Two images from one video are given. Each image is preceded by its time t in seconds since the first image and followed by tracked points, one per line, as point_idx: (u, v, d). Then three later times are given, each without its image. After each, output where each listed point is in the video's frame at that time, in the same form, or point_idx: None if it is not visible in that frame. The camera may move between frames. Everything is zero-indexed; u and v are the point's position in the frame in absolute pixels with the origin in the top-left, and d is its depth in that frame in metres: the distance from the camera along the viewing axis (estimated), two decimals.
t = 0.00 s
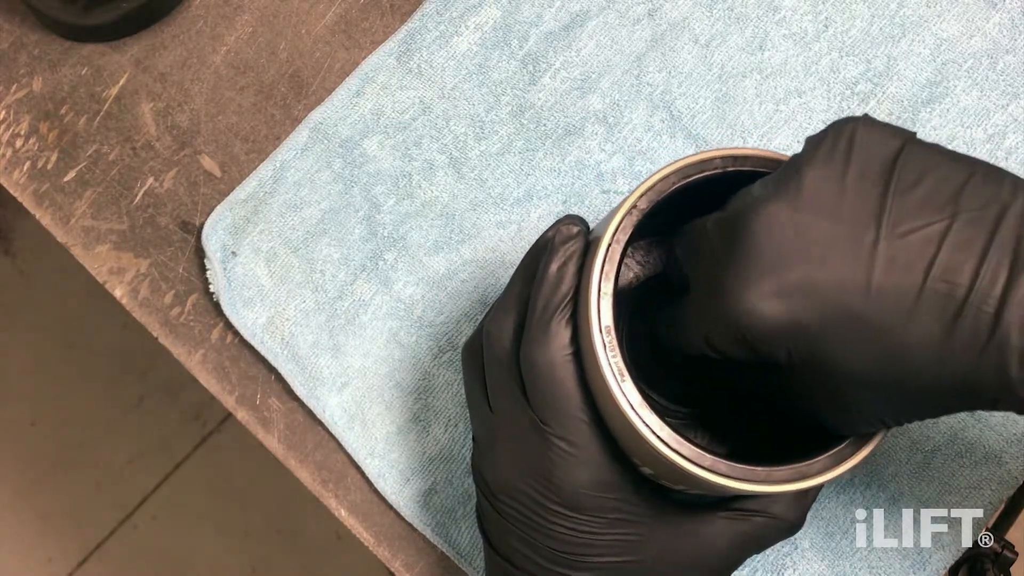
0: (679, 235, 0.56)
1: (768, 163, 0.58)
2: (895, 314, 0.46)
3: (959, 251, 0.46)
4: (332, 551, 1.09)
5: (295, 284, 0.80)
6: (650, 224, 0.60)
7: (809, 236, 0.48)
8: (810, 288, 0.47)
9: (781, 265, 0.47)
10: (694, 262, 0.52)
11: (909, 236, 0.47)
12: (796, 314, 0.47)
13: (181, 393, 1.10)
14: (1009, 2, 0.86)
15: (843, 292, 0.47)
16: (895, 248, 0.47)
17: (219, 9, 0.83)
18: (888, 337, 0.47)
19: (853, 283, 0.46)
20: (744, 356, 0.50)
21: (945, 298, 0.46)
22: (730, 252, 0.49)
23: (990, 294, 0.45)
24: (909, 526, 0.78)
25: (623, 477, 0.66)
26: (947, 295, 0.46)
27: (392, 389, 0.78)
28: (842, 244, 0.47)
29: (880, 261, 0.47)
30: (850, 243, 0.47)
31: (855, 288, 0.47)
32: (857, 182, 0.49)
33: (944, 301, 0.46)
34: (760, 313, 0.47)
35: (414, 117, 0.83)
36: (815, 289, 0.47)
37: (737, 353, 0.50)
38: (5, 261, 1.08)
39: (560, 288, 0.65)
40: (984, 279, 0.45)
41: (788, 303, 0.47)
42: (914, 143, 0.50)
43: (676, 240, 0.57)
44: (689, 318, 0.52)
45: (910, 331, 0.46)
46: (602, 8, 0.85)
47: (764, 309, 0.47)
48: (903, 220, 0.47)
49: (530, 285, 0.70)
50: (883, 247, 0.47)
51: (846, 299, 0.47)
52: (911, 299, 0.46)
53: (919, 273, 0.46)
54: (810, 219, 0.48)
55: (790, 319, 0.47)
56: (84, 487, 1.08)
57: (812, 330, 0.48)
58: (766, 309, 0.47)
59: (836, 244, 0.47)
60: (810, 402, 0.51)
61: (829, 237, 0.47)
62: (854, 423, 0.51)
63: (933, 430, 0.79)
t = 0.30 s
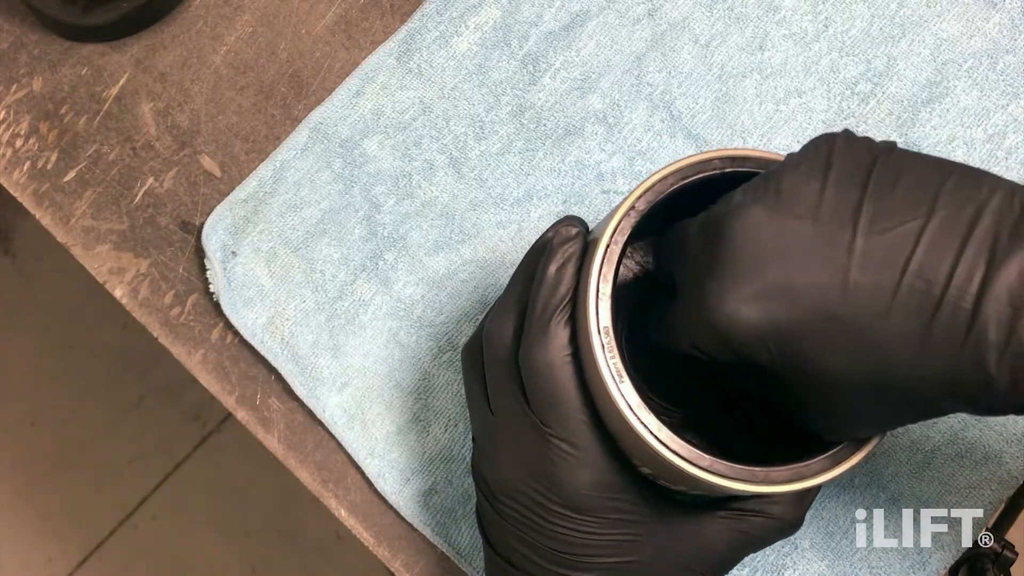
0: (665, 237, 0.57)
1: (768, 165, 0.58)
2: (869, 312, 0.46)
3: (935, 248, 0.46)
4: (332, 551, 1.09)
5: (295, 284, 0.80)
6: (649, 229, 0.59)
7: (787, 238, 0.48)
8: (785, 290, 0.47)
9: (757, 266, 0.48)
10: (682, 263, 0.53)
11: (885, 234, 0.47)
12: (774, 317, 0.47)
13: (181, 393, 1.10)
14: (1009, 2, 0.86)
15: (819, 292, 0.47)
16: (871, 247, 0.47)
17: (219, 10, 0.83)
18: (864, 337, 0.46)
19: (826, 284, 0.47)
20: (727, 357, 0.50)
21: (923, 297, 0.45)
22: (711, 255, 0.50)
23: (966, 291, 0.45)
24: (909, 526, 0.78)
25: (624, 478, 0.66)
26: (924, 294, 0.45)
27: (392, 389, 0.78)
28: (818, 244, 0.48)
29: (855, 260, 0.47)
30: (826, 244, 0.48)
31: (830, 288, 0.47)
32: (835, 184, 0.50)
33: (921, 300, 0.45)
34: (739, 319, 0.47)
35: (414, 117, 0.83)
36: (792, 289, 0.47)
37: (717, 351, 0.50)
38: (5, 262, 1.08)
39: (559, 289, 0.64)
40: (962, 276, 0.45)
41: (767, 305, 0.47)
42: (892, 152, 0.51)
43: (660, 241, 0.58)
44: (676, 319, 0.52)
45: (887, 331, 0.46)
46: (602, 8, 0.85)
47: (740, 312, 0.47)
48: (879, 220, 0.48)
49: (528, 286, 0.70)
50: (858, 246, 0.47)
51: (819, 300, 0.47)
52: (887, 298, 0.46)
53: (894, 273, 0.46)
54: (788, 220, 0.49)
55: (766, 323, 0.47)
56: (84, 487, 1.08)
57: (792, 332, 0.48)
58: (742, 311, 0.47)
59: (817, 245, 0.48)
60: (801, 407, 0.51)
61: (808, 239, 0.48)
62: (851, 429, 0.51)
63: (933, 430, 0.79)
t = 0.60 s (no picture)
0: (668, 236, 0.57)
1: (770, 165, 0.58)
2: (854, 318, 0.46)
3: (923, 257, 0.46)
4: (332, 551, 1.09)
5: (295, 284, 0.80)
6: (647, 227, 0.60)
7: (778, 244, 0.49)
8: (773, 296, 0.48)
9: (747, 274, 0.48)
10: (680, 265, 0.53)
11: (874, 243, 0.47)
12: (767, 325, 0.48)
13: (182, 393, 1.10)
14: (1009, 2, 0.86)
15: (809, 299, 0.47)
16: (860, 255, 0.47)
17: (219, 10, 0.83)
18: (855, 340, 0.46)
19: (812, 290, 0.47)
20: (720, 364, 0.51)
21: (909, 306, 0.46)
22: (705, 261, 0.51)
23: (954, 300, 0.45)
24: (909, 526, 0.78)
25: (624, 477, 0.66)
26: (911, 303, 0.46)
27: (392, 389, 0.78)
28: (811, 251, 0.48)
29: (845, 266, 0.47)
30: (818, 251, 0.48)
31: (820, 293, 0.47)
32: (826, 195, 0.50)
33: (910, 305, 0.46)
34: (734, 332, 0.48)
35: (414, 117, 0.83)
36: (784, 296, 0.48)
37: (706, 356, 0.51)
38: (5, 261, 1.08)
39: (557, 290, 0.65)
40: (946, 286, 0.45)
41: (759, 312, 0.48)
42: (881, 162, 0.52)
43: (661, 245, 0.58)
44: (672, 319, 0.52)
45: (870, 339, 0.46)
46: (602, 8, 0.85)
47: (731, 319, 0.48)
48: (868, 229, 0.48)
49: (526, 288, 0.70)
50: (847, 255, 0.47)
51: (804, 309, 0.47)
52: (875, 307, 0.46)
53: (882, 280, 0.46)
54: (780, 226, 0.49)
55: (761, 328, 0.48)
56: (84, 487, 1.08)
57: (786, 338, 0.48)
58: (734, 320, 0.48)
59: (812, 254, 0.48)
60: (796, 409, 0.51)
61: (800, 246, 0.48)
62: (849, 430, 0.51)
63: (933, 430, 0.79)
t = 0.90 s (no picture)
0: (669, 238, 0.57)
1: (771, 167, 0.58)
2: (846, 322, 0.46)
3: (915, 259, 0.45)
4: (332, 551, 1.09)
5: (295, 284, 0.80)
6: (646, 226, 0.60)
7: (768, 250, 0.49)
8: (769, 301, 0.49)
9: (739, 280, 0.49)
10: (682, 269, 0.53)
11: (867, 246, 0.47)
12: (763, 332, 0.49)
13: (182, 393, 1.10)
14: (1009, 2, 0.86)
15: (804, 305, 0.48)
16: (852, 258, 0.47)
17: (219, 10, 0.83)
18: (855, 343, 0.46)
19: (804, 295, 0.48)
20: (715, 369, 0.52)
21: (902, 310, 0.45)
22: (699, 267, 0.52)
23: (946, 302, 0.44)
24: (909, 526, 0.78)
25: (624, 479, 0.66)
26: (904, 307, 0.45)
27: (392, 389, 0.78)
28: (803, 256, 0.48)
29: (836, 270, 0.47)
30: (810, 255, 0.48)
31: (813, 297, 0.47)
32: (818, 200, 0.50)
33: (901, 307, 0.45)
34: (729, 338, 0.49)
35: (414, 117, 0.83)
36: (775, 301, 0.48)
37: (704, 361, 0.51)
38: (5, 261, 1.08)
39: (558, 291, 0.65)
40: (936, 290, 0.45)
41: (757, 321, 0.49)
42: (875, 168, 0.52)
43: (661, 247, 0.58)
44: (670, 321, 0.52)
45: (866, 345, 0.46)
46: (602, 8, 0.85)
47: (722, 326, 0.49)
48: (860, 232, 0.48)
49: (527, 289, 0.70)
50: (840, 259, 0.47)
51: (798, 313, 0.48)
52: (866, 310, 0.46)
53: (873, 284, 0.46)
54: (771, 233, 0.50)
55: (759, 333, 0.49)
56: (84, 487, 1.08)
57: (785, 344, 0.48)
58: (727, 327, 0.49)
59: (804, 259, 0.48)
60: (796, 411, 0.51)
61: (793, 252, 0.49)
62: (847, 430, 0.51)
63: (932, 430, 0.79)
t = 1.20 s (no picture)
0: (651, 239, 0.57)
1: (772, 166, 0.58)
2: (818, 325, 0.47)
3: (891, 258, 0.46)
4: (332, 551, 1.09)
5: (295, 284, 0.80)
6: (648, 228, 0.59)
7: (745, 252, 0.49)
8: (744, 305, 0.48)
9: (717, 282, 0.49)
10: (661, 268, 0.53)
11: (843, 244, 0.47)
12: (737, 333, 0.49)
13: (181, 393, 1.10)
14: (1009, 2, 0.86)
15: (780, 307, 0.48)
16: (828, 258, 0.47)
17: (219, 10, 0.83)
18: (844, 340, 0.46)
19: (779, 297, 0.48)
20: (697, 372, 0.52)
21: (876, 308, 0.46)
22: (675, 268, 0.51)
23: (922, 296, 0.45)
24: (909, 526, 0.78)
25: (625, 479, 0.66)
26: (878, 305, 0.46)
27: (392, 389, 0.78)
28: (778, 258, 0.49)
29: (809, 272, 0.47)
30: (784, 257, 0.48)
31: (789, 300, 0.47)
32: (794, 200, 0.50)
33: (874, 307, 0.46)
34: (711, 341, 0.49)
35: (414, 117, 0.83)
36: (750, 302, 0.48)
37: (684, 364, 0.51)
38: (5, 262, 1.08)
39: (558, 292, 0.64)
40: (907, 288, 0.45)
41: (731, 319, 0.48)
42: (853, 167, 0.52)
43: (645, 247, 0.58)
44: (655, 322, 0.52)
45: (847, 347, 0.46)
46: (602, 8, 0.85)
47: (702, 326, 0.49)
48: (836, 232, 0.48)
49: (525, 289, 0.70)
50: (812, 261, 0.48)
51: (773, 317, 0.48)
52: (843, 310, 0.46)
53: (845, 284, 0.47)
54: (748, 235, 0.50)
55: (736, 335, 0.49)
56: (84, 487, 1.08)
57: (762, 345, 0.48)
58: (706, 330, 0.49)
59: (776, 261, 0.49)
60: (797, 412, 0.51)
61: (767, 254, 0.49)
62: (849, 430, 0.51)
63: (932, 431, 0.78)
